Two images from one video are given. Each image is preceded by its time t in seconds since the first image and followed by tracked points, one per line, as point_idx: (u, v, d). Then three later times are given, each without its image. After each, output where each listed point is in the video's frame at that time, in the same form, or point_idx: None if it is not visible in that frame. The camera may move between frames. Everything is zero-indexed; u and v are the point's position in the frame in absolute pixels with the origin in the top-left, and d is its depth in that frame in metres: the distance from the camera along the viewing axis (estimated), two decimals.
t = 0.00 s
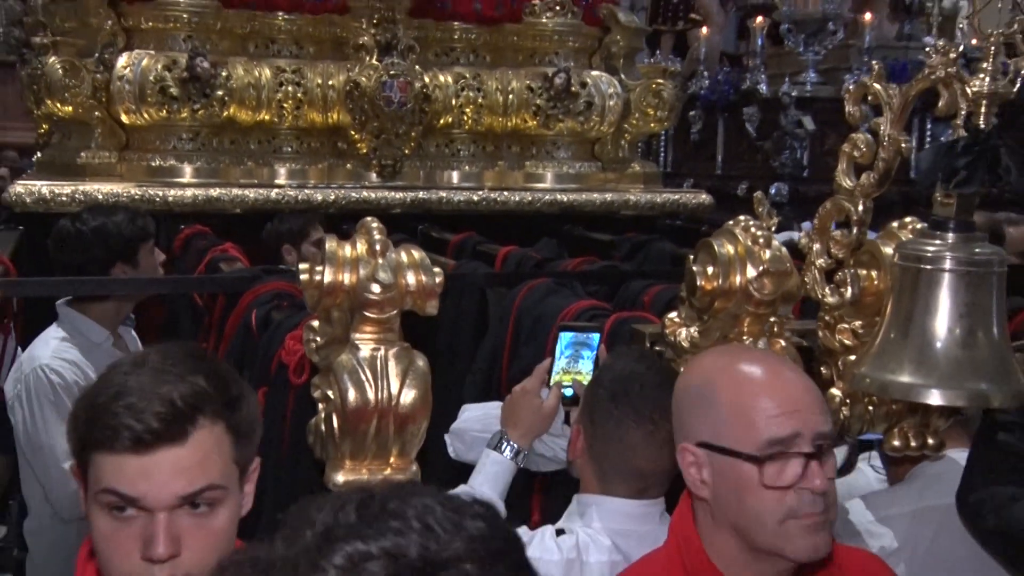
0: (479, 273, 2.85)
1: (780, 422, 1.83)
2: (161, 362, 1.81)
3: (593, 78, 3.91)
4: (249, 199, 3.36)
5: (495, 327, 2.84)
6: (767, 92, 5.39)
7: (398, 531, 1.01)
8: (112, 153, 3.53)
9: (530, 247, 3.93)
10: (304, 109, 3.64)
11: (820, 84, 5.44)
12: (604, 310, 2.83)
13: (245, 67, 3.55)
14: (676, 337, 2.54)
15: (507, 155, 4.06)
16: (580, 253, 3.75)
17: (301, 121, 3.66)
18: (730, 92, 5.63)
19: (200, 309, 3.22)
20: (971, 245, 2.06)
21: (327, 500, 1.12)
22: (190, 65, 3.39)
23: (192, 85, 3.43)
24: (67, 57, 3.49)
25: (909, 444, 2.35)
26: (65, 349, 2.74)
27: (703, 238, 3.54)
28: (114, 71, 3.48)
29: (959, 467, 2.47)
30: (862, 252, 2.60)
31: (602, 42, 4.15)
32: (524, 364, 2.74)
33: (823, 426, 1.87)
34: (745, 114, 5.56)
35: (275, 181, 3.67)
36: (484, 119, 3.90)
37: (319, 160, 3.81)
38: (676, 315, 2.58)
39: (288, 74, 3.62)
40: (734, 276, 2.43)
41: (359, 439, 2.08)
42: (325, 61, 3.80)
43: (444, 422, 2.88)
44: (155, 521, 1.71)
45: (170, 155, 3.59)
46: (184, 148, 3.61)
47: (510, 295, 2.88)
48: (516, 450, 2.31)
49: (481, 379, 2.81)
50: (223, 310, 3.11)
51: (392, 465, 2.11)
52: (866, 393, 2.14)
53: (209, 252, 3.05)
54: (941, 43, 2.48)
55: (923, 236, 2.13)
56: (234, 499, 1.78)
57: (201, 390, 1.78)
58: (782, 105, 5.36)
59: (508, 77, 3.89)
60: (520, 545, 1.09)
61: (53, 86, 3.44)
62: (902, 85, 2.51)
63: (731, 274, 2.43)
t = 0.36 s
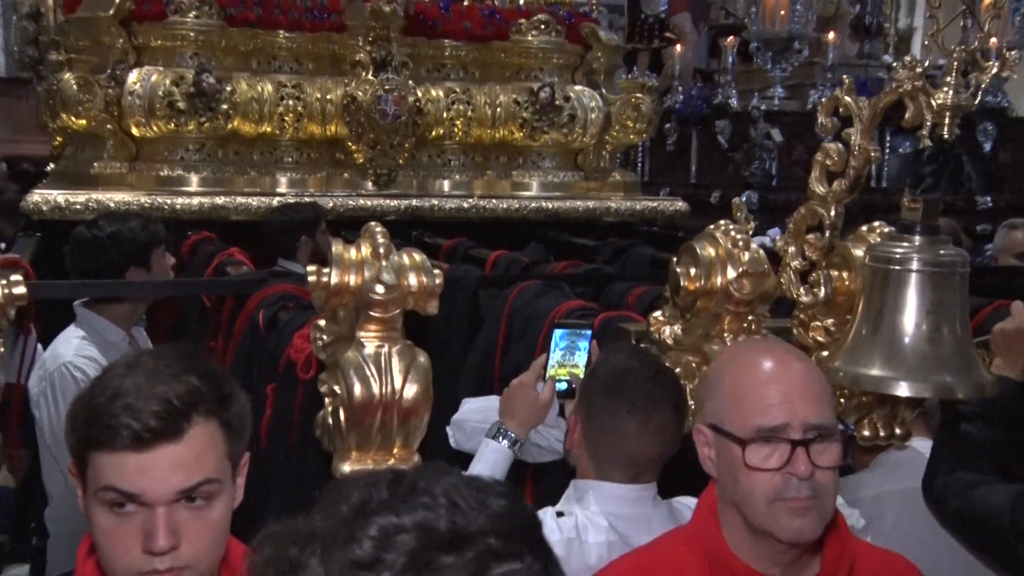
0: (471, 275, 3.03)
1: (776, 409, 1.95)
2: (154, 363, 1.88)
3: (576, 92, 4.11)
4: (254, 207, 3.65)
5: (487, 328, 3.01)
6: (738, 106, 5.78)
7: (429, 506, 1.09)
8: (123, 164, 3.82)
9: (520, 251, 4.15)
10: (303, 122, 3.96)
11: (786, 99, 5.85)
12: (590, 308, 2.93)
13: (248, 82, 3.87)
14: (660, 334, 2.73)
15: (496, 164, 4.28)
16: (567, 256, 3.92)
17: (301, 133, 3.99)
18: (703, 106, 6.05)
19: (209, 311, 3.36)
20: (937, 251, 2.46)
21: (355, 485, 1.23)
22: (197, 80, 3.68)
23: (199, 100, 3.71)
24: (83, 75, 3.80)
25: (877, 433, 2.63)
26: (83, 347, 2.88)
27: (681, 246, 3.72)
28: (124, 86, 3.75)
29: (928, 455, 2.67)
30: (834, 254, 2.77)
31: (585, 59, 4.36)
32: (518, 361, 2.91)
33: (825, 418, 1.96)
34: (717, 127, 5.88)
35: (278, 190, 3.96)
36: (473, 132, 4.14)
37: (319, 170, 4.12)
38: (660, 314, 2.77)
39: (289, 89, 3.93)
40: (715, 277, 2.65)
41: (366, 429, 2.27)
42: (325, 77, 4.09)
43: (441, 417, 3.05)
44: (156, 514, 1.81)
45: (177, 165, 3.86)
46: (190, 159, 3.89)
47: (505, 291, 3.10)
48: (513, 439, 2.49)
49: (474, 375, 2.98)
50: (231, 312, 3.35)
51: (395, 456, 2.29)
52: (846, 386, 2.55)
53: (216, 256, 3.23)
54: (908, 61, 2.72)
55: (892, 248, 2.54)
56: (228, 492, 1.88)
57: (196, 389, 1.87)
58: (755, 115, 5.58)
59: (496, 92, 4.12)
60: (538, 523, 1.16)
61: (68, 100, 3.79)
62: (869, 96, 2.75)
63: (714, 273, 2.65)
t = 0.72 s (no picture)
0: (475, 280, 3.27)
1: (793, 399, 2.06)
2: (133, 372, 1.96)
3: (570, 110, 4.45)
4: (272, 218, 4.00)
5: (492, 329, 3.22)
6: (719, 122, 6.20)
7: (445, 487, 1.24)
8: (152, 180, 4.25)
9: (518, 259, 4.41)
10: (319, 138, 4.36)
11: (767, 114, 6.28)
12: (587, 309, 3.05)
13: (267, 104, 4.27)
14: (653, 333, 2.93)
15: (496, 177, 4.58)
16: (564, 262, 4.15)
17: (316, 149, 4.39)
18: (687, 121, 6.40)
19: (231, 315, 3.73)
20: (909, 252, 2.74)
21: (370, 467, 1.37)
22: (220, 102, 4.11)
23: (221, 120, 4.15)
24: (115, 98, 4.23)
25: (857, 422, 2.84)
26: (118, 349, 3.14)
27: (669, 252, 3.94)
28: (153, 109, 4.19)
29: (898, 440, 2.89)
30: (814, 255, 2.97)
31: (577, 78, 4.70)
32: (519, 359, 3.10)
33: (844, 409, 2.06)
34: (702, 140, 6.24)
35: (294, 202, 4.36)
36: (476, 146, 4.42)
37: (330, 183, 4.54)
38: (653, 314, 2.97)
39: (304, 109, 4.32)
40: (704, 279, 2.85)
41: (381, 423, 2.49)
42: (337, 98, 4.46)
43: (446, 415, 3.22)
44: (142, 519, 1.87)
45: (202, 180, 4.31)
46: (214, 174, 4.33)
47: (506, 293, 3.27)
48: (521, 432, 2.70)
49: (480, 372, 3.21)
50: (253, 315, 3.60)
51: (410, 447, 2.51)
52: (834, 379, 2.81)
53: (238, 264, 3.47)
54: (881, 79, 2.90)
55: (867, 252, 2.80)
56: (213, 493, 1.95)
57: (176, 395, 1.94)
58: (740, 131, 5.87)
59: (496, 110, 4.42)
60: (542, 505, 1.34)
61: (102, 123, 4.21)
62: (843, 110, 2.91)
63: (704, 275, 2.85)
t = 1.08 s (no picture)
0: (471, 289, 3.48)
1: (732, 404, 2.31)
2: (112, 390, 1.83)
3: (563, 129, 4.67)
4: (283, 229, 4.26)
5: (487, 336, 3.42)
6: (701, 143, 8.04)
7: (419, 490, 1.38)
8: (172, 193, 4.50)
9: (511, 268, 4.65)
10: (327, 155, 4.60)
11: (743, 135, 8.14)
12: (575, 317, 3.27)
13: (280, 123, 4.52)
14: (635, 338, 3.12)
15: (493, 192, 4.83)
16: (555, 272, 4.38)
17: (325, 165, 4.64)
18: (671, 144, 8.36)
19: (245, 318, 3.96)
20: (872, 265, 2.95)
21: (355, 471, 1.51)
22: (236, 121, 4.37)
23: (237, 138, 4.40)
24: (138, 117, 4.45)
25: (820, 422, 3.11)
26: (139, 351, 3.32)
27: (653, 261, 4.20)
28: (174, 127, 4.41)
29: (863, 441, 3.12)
30: (786, 267, 3.18)
31: (570, 100, 5.00)
32: (512, 364, 3.28)
33: (760, 425, 2.26)
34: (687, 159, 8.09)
35: (304, 215, 4.61)
36: (473, 162, 4.65)
37: (338, 197, 4.78)
38: (635, 320, 3.15)
39: (314, 128, 4.56)
40: (683, 288, 3.04)
41: (380, 421, 2.67)
42: (345, 117, 4.73)
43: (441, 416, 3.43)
44: (124, 542, 1.79)
45: (218, 193, 4.55)
46: (230, 188, 4.58)
47: (499, 302, 3.47)
48: (517, 431, 2.91)
49: (474, 376, 3.43)
50: (264, 320, 3.78)
51: (406, 445, 2.69)
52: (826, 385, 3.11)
53: (251, 272, 3.70)
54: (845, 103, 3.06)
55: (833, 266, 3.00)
56: (196, 512, 1.88)
57: (157, 415, 1.83)
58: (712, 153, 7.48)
59: (493, 129, 4.65)
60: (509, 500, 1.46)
61: (126, 140, 4.40)
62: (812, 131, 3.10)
63: (683, 284, 3.04)
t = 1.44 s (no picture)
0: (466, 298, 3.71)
1: (710, 410, 2.35)
2: (104, 405, 2.00)
3: (554, 149, 4.95)
4: (291, 241, 4.50)
5: (480, 342, 3.63)
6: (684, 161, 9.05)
7: (406, 488, 1.50)
8: (190, 210, 4.77)
9: (507, 278, 4.91)
10: (333, 173, 4.84)
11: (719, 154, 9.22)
12: (564, 324, 3.48)
13: (290, 143, 4.78)
14: (618, 345, 3.35)
15: (489, 208, 5.10)
16: (546, 281, 4.63)
17: (332, 183, 4.89)
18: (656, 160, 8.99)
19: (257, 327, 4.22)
20: (838, 276, 3.15)
21: (340, 475, 1.60)
22: (249, 142, 4.62)
23: (250, 158, 4.64)
24: (160, 139, 4.74)
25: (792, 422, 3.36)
26: (157, 357, 3.57)
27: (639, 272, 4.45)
28: (192, 148, 4.67)
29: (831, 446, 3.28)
30: (759, 278, 3.39)
31: (560, 122, 5.27)
32: (504, 369, 3.45)
33: (732, 433, 2.29)
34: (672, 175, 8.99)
35: (312, 229, 4.87)
36: (470, 179, 4.92)
37: (344, 213, 5.04)
38: (619, 328, 3.39)
39: (322, 148, 4.82)
40: (662, 298, 3.25)
41: (378, 422, 2.88)
42: (351, 137, 4.98)
43: (437, 418, 3.66)
44: (119, 551, 1.95)
45: (233, 209, 4.81)
46: (243, 204, 4.84)
47: (492, 311, 3.69)
48: (509, 432, 3.08)
49: (469, 381, 3.65)
50: (273, 327, 4.03)
51: (403, 445, 2.90)
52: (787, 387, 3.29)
53: (261, 283, 3.94)
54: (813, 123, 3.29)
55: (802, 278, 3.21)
56: (185, 520, 2.06)
57: (151, 428, 2.00)
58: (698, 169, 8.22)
59: (489, 149, 4.92)
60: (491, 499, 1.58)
61: (148, 161, 4.69)
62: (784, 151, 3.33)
63: (661, 294, 3.25)
